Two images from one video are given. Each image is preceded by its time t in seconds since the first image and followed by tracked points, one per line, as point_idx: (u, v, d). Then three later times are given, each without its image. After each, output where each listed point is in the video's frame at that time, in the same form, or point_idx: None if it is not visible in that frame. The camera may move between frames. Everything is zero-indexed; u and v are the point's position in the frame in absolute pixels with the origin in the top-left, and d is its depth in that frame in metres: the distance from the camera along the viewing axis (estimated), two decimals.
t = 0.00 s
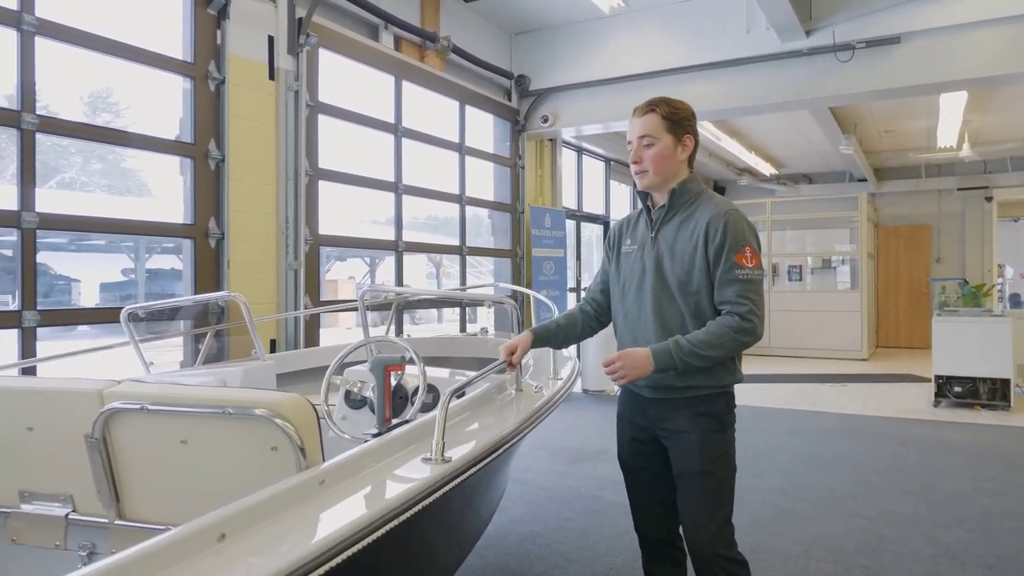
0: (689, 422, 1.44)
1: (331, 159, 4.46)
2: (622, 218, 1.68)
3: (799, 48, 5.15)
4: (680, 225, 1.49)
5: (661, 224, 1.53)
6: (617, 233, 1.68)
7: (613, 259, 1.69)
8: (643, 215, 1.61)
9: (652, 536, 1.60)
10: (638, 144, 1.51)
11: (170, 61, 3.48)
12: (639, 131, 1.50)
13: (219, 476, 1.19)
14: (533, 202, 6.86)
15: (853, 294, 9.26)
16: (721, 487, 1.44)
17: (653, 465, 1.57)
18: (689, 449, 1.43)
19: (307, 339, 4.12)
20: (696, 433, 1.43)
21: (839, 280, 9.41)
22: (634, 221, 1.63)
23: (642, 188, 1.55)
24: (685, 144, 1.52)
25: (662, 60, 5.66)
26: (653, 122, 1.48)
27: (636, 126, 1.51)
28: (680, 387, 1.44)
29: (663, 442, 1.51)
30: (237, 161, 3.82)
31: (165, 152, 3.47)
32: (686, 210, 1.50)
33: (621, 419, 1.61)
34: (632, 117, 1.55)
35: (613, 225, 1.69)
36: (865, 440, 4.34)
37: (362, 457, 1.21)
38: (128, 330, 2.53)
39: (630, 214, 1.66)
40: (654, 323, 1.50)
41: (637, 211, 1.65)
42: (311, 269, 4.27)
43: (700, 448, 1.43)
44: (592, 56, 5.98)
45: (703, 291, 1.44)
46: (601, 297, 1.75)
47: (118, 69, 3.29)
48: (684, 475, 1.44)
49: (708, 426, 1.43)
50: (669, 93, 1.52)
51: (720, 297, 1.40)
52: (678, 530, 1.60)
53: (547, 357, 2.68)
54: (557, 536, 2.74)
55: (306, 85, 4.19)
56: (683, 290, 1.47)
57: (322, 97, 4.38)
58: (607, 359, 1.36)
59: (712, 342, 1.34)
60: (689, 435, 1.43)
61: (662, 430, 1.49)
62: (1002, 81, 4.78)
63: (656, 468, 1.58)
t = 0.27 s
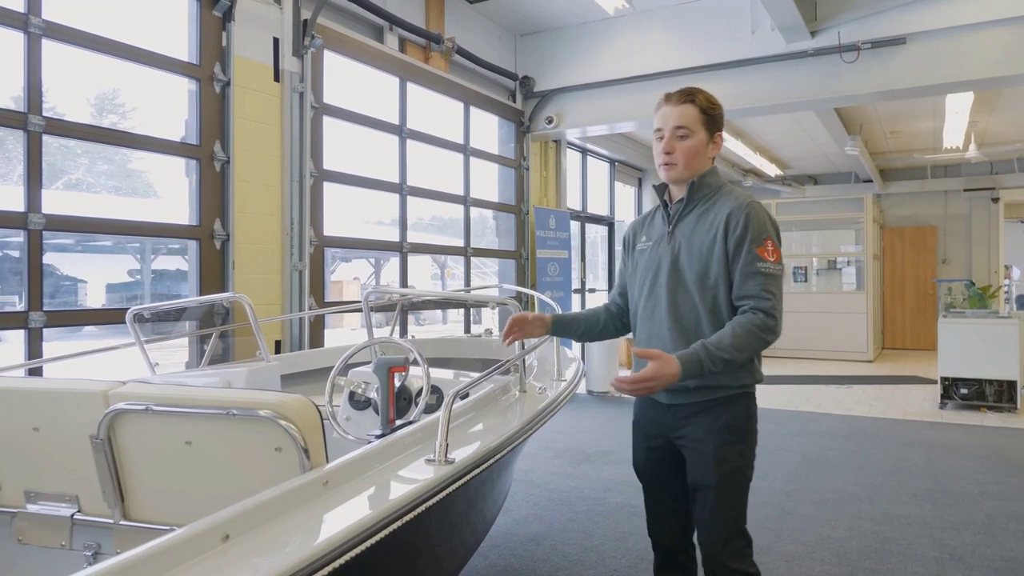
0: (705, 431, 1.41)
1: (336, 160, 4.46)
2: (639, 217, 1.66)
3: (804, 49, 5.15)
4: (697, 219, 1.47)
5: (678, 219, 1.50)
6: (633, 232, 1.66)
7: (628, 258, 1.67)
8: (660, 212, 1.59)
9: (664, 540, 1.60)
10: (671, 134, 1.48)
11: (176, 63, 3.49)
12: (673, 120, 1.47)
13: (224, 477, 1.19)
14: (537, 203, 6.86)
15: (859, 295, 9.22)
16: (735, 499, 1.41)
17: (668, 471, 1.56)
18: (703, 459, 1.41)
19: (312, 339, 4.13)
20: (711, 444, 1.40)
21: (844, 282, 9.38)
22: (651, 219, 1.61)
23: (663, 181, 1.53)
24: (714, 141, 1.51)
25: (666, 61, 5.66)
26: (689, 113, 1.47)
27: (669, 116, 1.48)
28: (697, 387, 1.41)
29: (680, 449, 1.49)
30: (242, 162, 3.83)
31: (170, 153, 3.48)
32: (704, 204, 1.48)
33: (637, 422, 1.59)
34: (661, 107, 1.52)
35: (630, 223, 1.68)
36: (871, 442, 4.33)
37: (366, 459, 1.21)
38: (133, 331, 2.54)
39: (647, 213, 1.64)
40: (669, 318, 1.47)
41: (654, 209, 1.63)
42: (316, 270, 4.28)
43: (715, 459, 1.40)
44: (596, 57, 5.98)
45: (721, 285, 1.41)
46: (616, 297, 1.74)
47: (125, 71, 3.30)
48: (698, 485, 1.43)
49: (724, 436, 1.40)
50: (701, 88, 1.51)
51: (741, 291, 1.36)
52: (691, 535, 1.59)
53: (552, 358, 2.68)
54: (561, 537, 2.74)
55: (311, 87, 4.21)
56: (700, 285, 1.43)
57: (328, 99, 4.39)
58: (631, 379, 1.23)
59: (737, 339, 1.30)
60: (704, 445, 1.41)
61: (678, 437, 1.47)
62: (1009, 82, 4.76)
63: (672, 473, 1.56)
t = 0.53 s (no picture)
0: (726, 437, 1.32)
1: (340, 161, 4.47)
2: (662, 212, 1.58)
3: (809, 50, 5.14)
4: (722, 215, 1.38)
5: (702, 215, 1.42)
6: (654, 228, 1.59)
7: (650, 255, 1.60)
8: (683, 207, 1.51)
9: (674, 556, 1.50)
10: (698, 127, 1.40)
11: (180, 64, 3.50)
12: (701, 112, 1.39)
13: (229, 477, 1.20)
14: (541, 203, 6.86)
15: (863, 296, 9.20)
16: (757, 512, 1.31)
17: (686, 480, 1.47)
18: (721, 467, 1.32)
19: (315, 340, 4.13)
20: (732, 451, 1.31)
21: (849, 282, 9.36)
22: (674, 214, 1.53)
23: (688, 176, 1.45)
24: (743, 136, 1.43)
25: (670, 61, 5.65)
26: (719, 106, 1.38)
27: (697, 108, 1.40)
28: (721, 392, 1.32)
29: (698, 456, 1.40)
30: (246, 163, 3.83)
31: (175, 154, 3.49)
32: (730, 199, 1.39)
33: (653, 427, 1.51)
34: (687, 99, 1.44)
35: (653, 218, 1.61)
36: (875, 443, 4.31)
37: (369, 458, 1.21)
38: (138, 331, 2.55)
39: (670, 207, 1.57)
40: (689, 319, 1.39)
41: (677, 203, 1.55)
42: (319, 270, 4.29)
43: (736, 467, 1.31)
44: (600, 58, 5.98)
45: (745, 286, 1.32)
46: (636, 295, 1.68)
47: (130, 72, 3.31)
48: (718, 493, 1.34)
49: (746, 443, 1.31)
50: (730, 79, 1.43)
51: (771, 293, 1.27)
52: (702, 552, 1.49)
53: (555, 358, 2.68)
54: (564, 538, 2.74)
55: (315, 88, 4.21)
56: (724, 285, 1.35)
57: (332, 100, 4.40)
58: (659, 378, 1.18)
59: (765, 343, 1.22)
60: (723, 452, 1.32)
61: (697, 442, 1.38)
62: (1014, 82, 4.75)
63: (688, 482, 1.47)
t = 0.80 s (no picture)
0: (755, 439, 1.29)
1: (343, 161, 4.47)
2: (687, 208, 1.55)
3: (812, 50, 5.13)
4: (750, 217, 1.35)
5: (729, 216, 1.39)
6: (680, 224, 1.56)
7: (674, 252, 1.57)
8: (709, 205, 1.48)
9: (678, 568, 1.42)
10: (725, 121, 1.37)
11: (184, 64, 3.51)
12: (728, 107, 1.37)
13: (233, 475, 1.20)
14: (544, 204, 6.86)
15: (867, 296, 9.17)
16: (783, 517, 1.28)
17: (700, 485, 1.42)
18: (749, 469, 1.28)
19: (319, 339, 4.14)
20: (762, 453, 1.28)
21: (853, 283, 9.33)
22: (699, 211, 1.50)
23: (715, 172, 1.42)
24: (774, 132, 1.39)
25: (673, 61, 5.65)
26: (746, 100, 1.36)
27: (724, 102, 1.37)
28: (749, 395, 1.30)
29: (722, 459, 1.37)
30: (250, 163, 3.84)
31: (179, 154, 3.50)
32: (759, 201, 1.36)
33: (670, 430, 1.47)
34: (716, 93, 1.42)
35: (679, 214, 1.57)
36: (880, 444, 4.30)
37: (372, 456, 1.22)
38: (142, 331, 2.56)
39: (695, 203, 1.53)
40: (715, 324, 1.37)
41: (703, 200, 1.52)
42: (323, 270, 4.30)
43: (765, 469, 1.27)
44: (603, 58, 5.98)
45: (774, 292, 1.30)
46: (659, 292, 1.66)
47: (134, 73, 3.33)
48: (744, 496, 1.30)
49: (774, 445, 1.28)
50: (761, 74, 1.40)
51: (801, 301, 1.25)
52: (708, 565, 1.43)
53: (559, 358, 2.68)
54: (568, 538, 2.74)
55: (319, 88, 4.22)
56: (752, 291, 1.33)
57: (336, 100, 4.41)
58: (673, 381, 1.21)
59: (793, 352, 1.21)
60: (751, 454, 1.29)
61: (723, 443, 1.35)
62: (1019, 82, 4.74)
63: (702, 487, 1.42)
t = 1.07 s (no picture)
0: (767, 439, 1.29)
1: (346, 162, 4.48)
2: (695, 200, 1.52)
3: (815, 49, 5.12)
4: (768, 217, 1.34)
5: (745, 214, 1.38)
6: (686, 216, 1.53)
7: (680, 245, 1.54)
8: (720, 200, 1.46)
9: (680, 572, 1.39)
10: (745, 116, 1.36)
11: (187, 65, 3.52)
12: (749, 101, 1.35)
13: (237, 474, 1.21)
14: (546, 204, 6.87)
15: (870, 296, 9.15)
16: (792, 517, 1.29)
17: (706, 485, 1.41)
18: (760, 468, 1.29)
19: (322, 339, 4.14)
20: (775, 454, 1.28)
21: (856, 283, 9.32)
22: (710, 205, 1.48)
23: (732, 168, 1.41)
24: (793, 129, 1.39)
25: (676, 62, 5.65)
26: (767, 94, 1.35)
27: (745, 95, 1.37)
28: (760, 395, 1.30)
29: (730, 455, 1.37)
30: (253, 163, 3.85)
31: (182, 154, 3.51)
32: (776, 201, 1.35)
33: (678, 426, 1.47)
34: (736, 88, 1.41)
35: (685, 204, 1.55)
36: (883, 444, 4.30)
37: (375, 455, 1.22)
38: (146, 331, 2.56)
39: (704, 196, 1.51)
40: (729, 323, 1.36)
41: (713, 193, 1.50)
42: (326, 270, 4.30)
43: (777, 470, 1.28)
44: (606, 58, 5.98)
45: (792, 295, 1.30)
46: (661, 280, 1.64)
47: (138, 73, 3.34)
48: (755, 496, 1.30)
49: (785, 445, 1.28)
50: (782, 69, 1.40)
51: (821, 307, 1.26)
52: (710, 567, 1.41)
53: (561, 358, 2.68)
54: (570, 537, 2.74)
55: (322, 88, 4.22)
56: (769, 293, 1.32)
57: (339, 101, 4.42)
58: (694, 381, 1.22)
59: (812, 357, 1.22)
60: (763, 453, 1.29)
61: (734, 442, 1.34)
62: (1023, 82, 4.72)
63: (708, 487, 1.41)
